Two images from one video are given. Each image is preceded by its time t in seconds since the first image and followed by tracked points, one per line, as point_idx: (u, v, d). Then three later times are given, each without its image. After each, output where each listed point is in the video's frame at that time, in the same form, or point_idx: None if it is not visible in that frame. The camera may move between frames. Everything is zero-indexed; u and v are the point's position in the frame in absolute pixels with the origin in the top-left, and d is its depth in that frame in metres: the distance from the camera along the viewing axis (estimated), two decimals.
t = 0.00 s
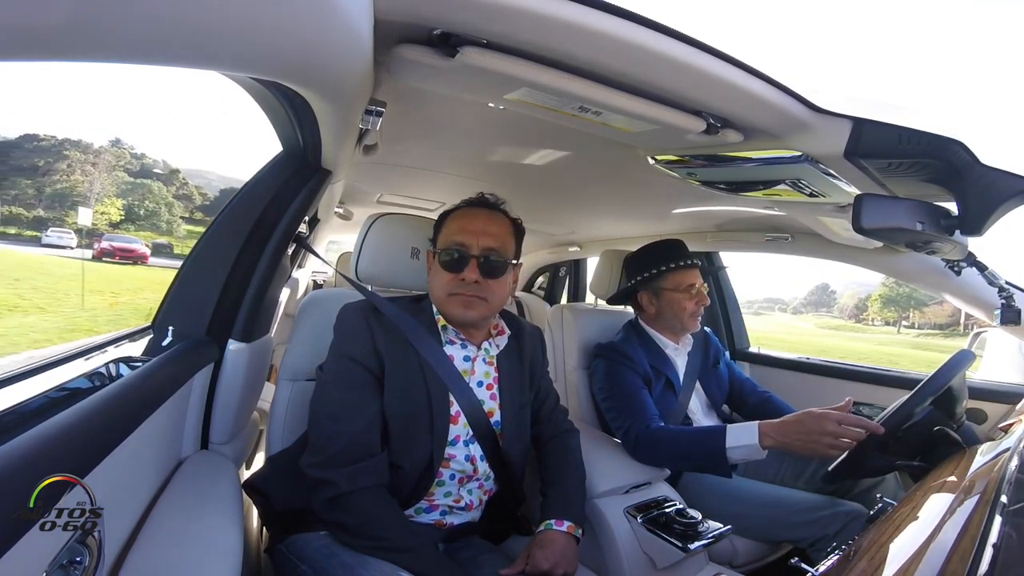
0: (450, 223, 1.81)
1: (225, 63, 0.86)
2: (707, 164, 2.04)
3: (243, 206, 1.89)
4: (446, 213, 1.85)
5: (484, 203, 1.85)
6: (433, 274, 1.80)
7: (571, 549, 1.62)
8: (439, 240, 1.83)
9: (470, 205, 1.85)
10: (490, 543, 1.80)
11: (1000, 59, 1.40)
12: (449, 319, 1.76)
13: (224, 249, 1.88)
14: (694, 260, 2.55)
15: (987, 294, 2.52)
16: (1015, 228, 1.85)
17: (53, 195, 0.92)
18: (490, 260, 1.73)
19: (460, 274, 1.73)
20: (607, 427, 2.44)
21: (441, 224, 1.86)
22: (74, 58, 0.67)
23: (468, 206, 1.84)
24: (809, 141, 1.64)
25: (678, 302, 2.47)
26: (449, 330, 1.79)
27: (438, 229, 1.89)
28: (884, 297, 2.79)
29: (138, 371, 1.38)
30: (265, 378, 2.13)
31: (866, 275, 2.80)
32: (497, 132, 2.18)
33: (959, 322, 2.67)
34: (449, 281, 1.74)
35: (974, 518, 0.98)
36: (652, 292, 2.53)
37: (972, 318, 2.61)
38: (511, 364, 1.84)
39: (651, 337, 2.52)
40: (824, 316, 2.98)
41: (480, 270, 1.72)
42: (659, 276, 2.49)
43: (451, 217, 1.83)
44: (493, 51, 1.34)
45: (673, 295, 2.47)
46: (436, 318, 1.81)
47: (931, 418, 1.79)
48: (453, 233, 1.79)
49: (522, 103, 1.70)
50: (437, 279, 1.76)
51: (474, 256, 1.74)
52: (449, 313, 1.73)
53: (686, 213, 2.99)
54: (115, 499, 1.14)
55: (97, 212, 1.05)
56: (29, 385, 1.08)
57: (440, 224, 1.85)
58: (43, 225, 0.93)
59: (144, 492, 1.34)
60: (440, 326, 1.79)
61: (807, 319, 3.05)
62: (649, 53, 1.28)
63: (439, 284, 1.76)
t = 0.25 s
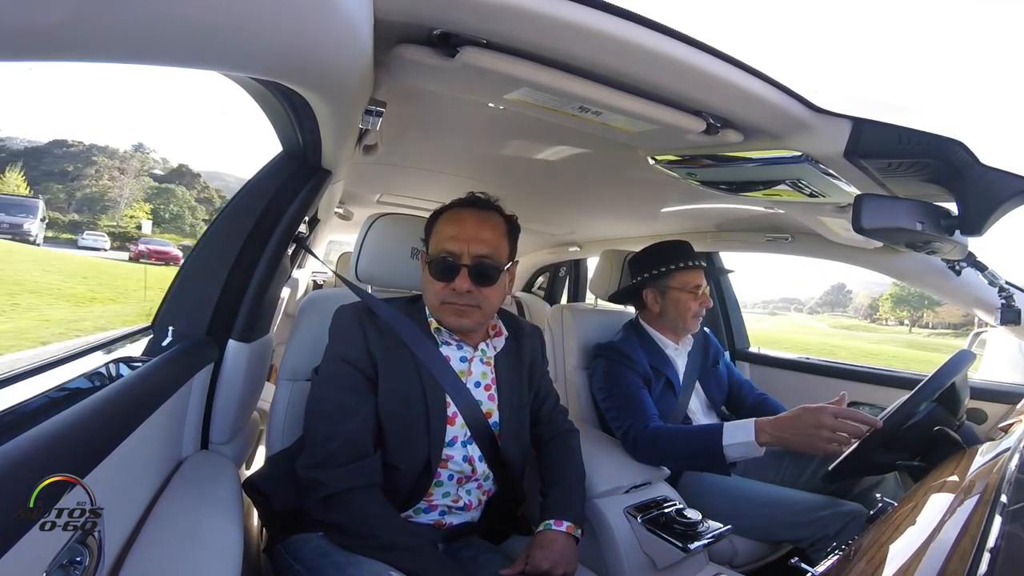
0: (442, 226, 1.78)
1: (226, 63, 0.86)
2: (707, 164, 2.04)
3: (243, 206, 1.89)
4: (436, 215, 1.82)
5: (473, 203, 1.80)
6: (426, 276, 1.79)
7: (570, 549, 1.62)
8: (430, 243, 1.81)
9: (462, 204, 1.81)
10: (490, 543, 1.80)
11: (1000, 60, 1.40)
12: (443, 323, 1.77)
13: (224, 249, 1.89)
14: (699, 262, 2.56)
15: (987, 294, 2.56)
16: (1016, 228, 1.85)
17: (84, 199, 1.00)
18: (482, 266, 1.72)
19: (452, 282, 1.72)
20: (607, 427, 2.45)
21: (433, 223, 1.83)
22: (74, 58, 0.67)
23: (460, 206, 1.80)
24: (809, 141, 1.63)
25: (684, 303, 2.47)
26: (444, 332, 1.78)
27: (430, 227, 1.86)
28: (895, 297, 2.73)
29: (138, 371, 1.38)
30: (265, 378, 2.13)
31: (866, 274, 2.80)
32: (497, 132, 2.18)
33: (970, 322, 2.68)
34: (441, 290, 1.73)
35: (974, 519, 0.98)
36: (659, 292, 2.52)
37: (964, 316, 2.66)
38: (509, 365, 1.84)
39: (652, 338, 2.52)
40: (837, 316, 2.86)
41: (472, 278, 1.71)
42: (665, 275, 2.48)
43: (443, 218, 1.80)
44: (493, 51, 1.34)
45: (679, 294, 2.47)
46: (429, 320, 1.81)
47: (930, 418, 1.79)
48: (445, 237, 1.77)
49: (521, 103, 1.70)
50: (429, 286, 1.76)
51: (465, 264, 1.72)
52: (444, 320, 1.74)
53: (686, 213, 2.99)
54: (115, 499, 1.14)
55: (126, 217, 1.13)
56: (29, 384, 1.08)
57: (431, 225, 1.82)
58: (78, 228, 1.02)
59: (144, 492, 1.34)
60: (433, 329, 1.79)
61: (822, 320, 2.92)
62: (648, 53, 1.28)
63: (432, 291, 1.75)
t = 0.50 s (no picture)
0: (441, 226, 1.78)
1: (226, 64, 0.86)
2: (707, 164, 2.04)
3: (243, 206, 1.89)
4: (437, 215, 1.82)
5: (475, 203, 1.81)
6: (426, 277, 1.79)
7: (570, 548, 1.62)
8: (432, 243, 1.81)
9: (461, 204, 1.81)
10: (490, 543, 1.80)
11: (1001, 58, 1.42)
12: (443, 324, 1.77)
13: (224, 249, 1.88)
14: (699, 261, 2.56)
15: (987, 293, 2.58)
16: (1016, 228, 1.85)
17: (111, 202, 1.07)
18: (482, 266, 1.72)
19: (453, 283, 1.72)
20: (607, 427, 2.45)
21: (432, 224, 1.83)
22: (75, 58, 0.67)
23: (459, 206, 1.79)
24: (808, 140, 1.64)
25: (679, 302, 2.47)
26: (442, 332, 1.78)
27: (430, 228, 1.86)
28: (907, 297, 2.68)
29: (137, 371, 1.38)
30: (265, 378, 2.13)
31: (866, 274, 2.80)
32: (497, 132, 2.17)
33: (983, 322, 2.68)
34: (440, 290, 1.74)
35: (974, 519, 0.98)
36: (654, 291, 2.53)
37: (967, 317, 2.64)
38: (509, 364, 1.84)
39: (652, 338, 2.51)
40: (854, 317, 2.80)
41: (472, 278, 1.71)
42: (661, 274, 2.50)
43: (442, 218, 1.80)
44: (493, 51, 1.34)
45: (676, 294, 2.47)
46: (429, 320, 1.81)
47: (928, 420, 1.79)
48: (445, 237, 1.76)
49: (521, 103, 1.70)
50: (429, 286, 1.76)
51: (464, 264, 1.73)
52: (444, 322, 1.74)
53: (686, 213, 2.99)
54: (115, 499, 1.14)
55: (148, 218, 1.20)
56: (29, 384, 1.08)
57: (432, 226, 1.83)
58: (110, 231, 1.10)
59: (144, 492, 1.34)
60: (432, 330, 1.79)
61: (836, 320, 2.87)
62: (648, 53, 1.28)
63: (432, 292, 1.76)
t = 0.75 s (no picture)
0: (460, 224, 1.82)
1: (226, 64, 0.86)
2: (706, 164, 2.05)
3: (243, 207, 1.89)
4: (455, 213, 1.84)
5: (490, 204, 1.90)
6: (448, 274, 1.79)
7: (570, 549, 1.62)
8: (455, 238, 1.81)
9: (472, 206, 1.87)
10: (489, 543, 1.80)
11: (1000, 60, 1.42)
12: (474, 315, 1.75)
13: (224, 249, 1.88)
14: (695, 261, 2.55)
15: (987, 294, 2.54)
16: (1016, 228, 1.85)
17: (142, 205, 1.14)
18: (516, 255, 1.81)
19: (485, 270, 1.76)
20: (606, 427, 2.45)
21: (444, 226, 1.85)
22: (76, 58, 0.67)
23: (472, 207, 1.85)
24: (807, 141, 1.64)
25: (673, 302, 2.46)
26: (445, 331, 1.79)
27: (437, 228, 1.87)
28: (922, 298, 2.65)
29: (137, 371, 1.38)
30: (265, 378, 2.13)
31: (866, 275, 2.80)
32: (497, 132, 2.18)
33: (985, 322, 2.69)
34: (480, 277, 1.75)
35: (974, 519, 0.98)
36: (648, 293, 2.55)
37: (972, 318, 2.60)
38: (509, 364, 1.84)
39: (651, 338, 2.51)
40: (872, 318, 2.76)
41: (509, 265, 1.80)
42: (654, 275, 2.51)
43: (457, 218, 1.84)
44: (493, 51, 1.34)
45: (668, 294, 2.48)
46: (435, 318, 1.81)
47: (929, 419, 1.78)
48: (466, 232, 1.80)
49: (521, 103, 1.70)
50: (463, 275, 1.76)
51: (504, 251, 1.80)
52: (479, 308, 1.72)
53: (686, 213, 2.99)
54: (115, 499, 1.14)
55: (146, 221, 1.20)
56: (29, 385, 1.08)
57: (449, 223, 1.84)
58: (138, 231, 1.17)
59: (144, 492, 1.34)
60: (437, 327, 1.79)
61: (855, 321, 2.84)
62: (648, 54, 1.28)
63: (467, 280, 1.75)
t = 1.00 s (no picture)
0: (474, 222, 1.84)
1: (226, 64, 0.86)
2: (707, 164, 2.04)
3: (242, 207, 1.89)
4: (466, 212, 1.86)
5: (496, 207, 1.93)
6: (464, 269, 1.78)
7: (571, 549, 1.62)
8: (469, 236, 1.82)
9: (480, 209, 1.89)
10: (489, 542, 1.80)
11: (999, 60, 1.42)
12: (495, 310, 1.77)
13: (224, 249, 1.88)
14: (689, 260, 2.54)
15: (987, 294, 2.51)
16: (1016, 228, 1.85)
17: (168, 207, 1.28)
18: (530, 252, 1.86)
19: (504, 266, 1.78)
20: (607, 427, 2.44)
21: (455, 224, 1.85)
22: (77, 58, 0.67)
23: (482, 208, 1.88)
24: (807, 141, 1.64)
25: (668, 303, 2.47)
26: (452, 329, 1.79)
27: (444, 229, 1.88)
28: (935, 301, 2.62)
29: (137, 371, 1.38)
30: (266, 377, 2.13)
31: (866, 275, 2.80)
32: (497, 132, 2.18)
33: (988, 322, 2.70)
34: (499, 272, 1.77)
35: (974, 519, 0.98)
36: (644, 296, 2.56)
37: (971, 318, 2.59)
38: (511, 363, 1.83)
39: (651, 338, 2.51)
40: (890, 320, 2.76)
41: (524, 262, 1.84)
42: (647, 277, 2.52)
43: (470, 217, 1.85)
44: (493, 51, 1.34)
45: (660, 296, 2.48)
46: (441, 316, 1.80)
47: (931, 418, 1.77)
48: (482, 230, 1.82)
49: (521, 103, 1.70)
50: (482, 270, 1.77)
51: (520, 249, 1.82)
52: (500, 303, 1.75)
53: (686, 213, 2.99)
54: (115, 499, 1.14)
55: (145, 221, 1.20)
56: (29, 385, 1.08)
57: (460, 223, 1.85)
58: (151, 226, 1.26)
59: (144, 492, 1.34)
60: (443, 326, 1.78)
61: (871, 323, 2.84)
62: (648, 54, 1.28)
63: (486, 276, 1.76)
